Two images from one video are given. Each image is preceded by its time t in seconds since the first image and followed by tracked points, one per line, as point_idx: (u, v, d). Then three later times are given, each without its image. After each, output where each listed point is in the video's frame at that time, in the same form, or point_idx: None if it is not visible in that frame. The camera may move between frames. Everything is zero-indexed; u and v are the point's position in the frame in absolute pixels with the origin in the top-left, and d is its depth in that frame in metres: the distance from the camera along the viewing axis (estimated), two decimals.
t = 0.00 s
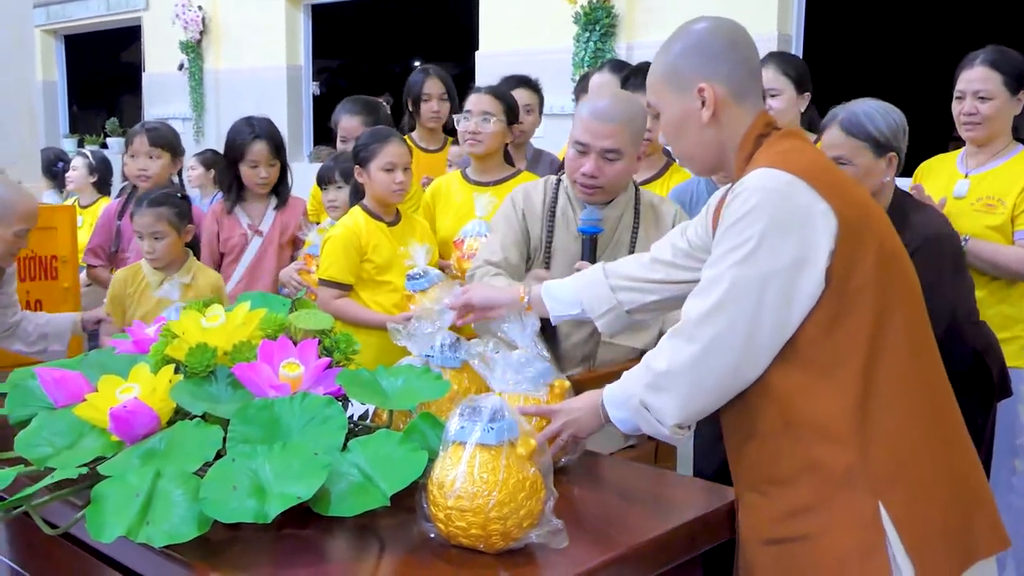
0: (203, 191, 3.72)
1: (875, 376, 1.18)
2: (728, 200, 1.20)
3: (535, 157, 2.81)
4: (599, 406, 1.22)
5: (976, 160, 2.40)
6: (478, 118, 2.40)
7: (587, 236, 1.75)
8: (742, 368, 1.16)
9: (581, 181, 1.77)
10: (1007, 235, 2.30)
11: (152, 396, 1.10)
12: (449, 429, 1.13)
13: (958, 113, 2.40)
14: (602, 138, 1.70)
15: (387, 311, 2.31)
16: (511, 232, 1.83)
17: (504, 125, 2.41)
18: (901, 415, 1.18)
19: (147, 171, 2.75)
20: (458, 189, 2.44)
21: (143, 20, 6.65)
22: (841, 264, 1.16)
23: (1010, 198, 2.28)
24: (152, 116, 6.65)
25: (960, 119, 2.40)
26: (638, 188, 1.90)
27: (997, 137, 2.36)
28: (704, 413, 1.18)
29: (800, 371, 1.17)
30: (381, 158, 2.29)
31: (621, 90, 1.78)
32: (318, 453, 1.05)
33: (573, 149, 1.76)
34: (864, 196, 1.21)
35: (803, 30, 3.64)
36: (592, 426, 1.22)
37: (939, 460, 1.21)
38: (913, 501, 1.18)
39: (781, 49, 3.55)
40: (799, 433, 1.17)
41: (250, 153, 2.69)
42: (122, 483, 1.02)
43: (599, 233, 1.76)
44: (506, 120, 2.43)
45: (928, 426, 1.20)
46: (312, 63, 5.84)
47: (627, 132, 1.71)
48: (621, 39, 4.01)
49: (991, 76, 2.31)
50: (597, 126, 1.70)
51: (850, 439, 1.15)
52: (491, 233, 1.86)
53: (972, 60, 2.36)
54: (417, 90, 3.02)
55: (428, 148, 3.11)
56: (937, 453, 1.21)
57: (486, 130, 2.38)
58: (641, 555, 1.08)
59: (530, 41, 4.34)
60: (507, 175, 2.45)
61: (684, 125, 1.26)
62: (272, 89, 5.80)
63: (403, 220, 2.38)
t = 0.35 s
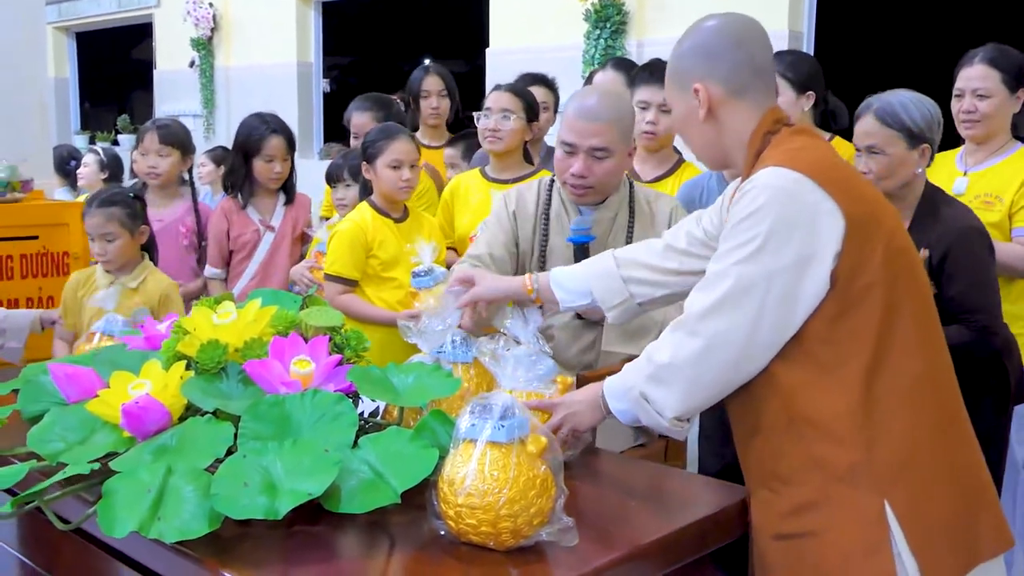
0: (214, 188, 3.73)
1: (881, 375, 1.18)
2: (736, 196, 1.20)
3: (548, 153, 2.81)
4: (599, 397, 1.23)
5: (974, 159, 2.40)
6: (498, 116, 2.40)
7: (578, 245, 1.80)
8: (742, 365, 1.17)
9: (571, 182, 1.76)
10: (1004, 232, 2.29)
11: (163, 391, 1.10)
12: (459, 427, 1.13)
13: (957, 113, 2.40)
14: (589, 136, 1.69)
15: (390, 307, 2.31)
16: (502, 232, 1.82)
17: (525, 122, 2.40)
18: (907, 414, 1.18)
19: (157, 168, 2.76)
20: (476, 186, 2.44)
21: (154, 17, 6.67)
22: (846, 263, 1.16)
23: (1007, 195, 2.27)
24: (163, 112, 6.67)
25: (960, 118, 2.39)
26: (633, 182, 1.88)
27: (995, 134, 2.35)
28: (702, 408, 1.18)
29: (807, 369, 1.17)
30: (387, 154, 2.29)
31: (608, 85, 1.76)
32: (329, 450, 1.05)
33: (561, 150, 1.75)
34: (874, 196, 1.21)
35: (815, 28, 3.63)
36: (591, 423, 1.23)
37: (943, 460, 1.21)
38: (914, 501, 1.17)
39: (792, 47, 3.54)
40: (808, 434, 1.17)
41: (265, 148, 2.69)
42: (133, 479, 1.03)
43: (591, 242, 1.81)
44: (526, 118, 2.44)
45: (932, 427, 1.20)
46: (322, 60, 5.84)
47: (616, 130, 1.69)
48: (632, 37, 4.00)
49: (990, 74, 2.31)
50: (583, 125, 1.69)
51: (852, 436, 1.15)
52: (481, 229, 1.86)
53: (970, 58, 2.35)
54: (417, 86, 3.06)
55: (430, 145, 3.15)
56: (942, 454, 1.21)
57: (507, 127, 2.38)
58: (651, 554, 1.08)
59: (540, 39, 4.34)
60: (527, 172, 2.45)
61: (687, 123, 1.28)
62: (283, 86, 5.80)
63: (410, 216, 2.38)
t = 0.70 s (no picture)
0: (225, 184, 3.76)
1: (879, 376, 1.17)
2: (738, 192, 1.20)
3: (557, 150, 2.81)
4: (596, 391, 1.24)
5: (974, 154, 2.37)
6: (508, 112, 2.39)
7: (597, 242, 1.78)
8: (732, 363, 1.17)
9: (594, 177, 1.76)
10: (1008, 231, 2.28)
11: (175, 386, 1.11)
12: (471, 422, 1.13)
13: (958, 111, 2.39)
14: (613, 130, 1.69)
15: (393, 304, 2.31)
16: (513, 229, 1.81)
17: (533, 119, 2.40)
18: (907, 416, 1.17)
19: (165, 164, 2.75)
20: (486, 182, 2.45)
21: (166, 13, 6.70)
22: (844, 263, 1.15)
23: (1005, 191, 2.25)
24: (175, 109, 6.69)
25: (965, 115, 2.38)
26: (642, 177, 1.87)
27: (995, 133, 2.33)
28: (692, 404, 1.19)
29: (816, 366, 1.17)
30: (391, 150, 2.29)
31: (619, 80, 1.76)
32: (340, 445, 1.05)
33: (581, 146, 1.74)
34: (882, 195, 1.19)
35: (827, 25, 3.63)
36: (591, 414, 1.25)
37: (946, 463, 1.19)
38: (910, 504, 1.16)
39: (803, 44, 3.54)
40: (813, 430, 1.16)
41: (268, 141, 2.68)
42: (145, 473, 1.03)
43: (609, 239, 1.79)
44: (536, 114, 2.43)
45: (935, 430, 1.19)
46: (333, 57, 5.84)
47: (633, 122, 1.70)
48: (643, 34, 4.00)
49: (990, 73, 2.31)
50: (604, 119, 1.69)
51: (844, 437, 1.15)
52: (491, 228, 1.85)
53: (971, 57, 2.36)
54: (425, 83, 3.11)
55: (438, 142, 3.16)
56: (944, 458, 1.19)
57: (516, 123, 2.39)
58: (661, 551, 1.08)
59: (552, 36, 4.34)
60: (536, 169, 2.46)
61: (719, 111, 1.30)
62: (295, 82, 5.81)
63: (414, 212, 2.38)
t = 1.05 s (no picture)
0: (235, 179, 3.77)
1: (899, 381, 1.13)
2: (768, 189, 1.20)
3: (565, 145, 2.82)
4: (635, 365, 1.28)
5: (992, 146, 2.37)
6: (509, 108, 2.40)
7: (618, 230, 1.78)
8: (756, 363, 1.17)
9: (622, 171, 1.75)
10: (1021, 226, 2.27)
11: (188, 380, 1.11)
12: (483, 417, 1.13)
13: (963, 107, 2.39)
14: (644, 122, 1.70)
15: (404, 299, 2.31)
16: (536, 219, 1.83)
17: (535, 115, 2.41)
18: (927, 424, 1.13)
19: (175, 159, 2.75)
20: (487, 177, 2.45)
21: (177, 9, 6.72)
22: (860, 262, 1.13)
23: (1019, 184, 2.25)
24: (186, 104, 6.72)
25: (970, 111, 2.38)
26: (655, 174, 1.87)
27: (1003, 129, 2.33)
28: (718, 402, 1.21)
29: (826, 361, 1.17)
30: (403, 144, 2.29)
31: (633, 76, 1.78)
32: (352, 439, 1.05)
33: (609, 140, 1.73)
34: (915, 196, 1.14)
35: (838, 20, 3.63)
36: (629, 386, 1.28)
37: (968, 479, 1.14)
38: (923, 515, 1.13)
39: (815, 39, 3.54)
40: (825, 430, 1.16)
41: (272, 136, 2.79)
42: (157, 466, 1.03)
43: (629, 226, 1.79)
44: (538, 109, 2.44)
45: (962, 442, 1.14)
46: (345, 52, 5.85)
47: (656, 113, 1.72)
48: (654, 29, 4.00)
49: (1011, 66, 2.30)
50: (636, 112, 1.70)
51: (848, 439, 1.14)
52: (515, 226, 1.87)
53: (994, 50, 2.37)
54: (436, 78, 3.10)
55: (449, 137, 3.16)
56: (970, 470, 1.14)
57: (518, 119, 2.39)
58: (672, 546, 1.08)
59: (563, 30, 4.34)
60: (536, 164, 2.45)
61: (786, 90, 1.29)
62: (305, 77, 5.82)
63: (422, 208, 2.38)
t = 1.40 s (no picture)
0: (248, 174, 3.78)
1: (918, 387, 1.13)
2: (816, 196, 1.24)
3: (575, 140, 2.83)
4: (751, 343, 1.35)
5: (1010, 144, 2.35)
6: (512, 104, 2.38)
7: (631, 224, 1.78)
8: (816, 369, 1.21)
9: (643, 160, 1.77)
10: None
11: (201, 373, 1.11)
12: (495, 411, 1.13)
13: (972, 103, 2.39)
14: (662, 109, 1.74)
15: (417, 294, 2.31)
16: (558, 213, 1.82)
17: (539, 111, 2.39)
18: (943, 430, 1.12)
19: (184, 154, 2.75)
20: (489, 170, 2.46)
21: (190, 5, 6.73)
22: (875, 268, 1.15)
23: None
24: (198, 100, 6.73)
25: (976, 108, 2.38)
26: (666, 168, 1.90)
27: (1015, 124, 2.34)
28: (802, 412, 1.25)
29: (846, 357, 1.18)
30: (416, 139, 2.29)
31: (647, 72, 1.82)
32: (365, 433, 1.05)
33: (628, 130, 1.75)
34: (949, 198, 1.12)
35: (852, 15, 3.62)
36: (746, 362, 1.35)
37: (992, 485, 1.12)
38: (939, 524, 1.13)
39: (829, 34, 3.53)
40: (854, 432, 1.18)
41: (286, 132, 2.87)
42: (171, 459, 1.04)
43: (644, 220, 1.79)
44: (541, 105, 2.42)
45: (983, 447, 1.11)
46: (356, 48, 5.85)
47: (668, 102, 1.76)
48: (667, 24, 3.99)
49: None
50: (652, 100, 1.74)
51: (868, 445, 1.16)
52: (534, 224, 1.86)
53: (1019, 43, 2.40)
54: (447, 72, 3.11)
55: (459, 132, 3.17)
56: (998, 479, 1.12)
57: (521, 115, 2.37)
58: (681, 542, 1.08)
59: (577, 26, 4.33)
60: (542, 160, 2.46)
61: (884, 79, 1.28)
62: (317, 72, 5.82)
63: (432, 203, 2.39)
